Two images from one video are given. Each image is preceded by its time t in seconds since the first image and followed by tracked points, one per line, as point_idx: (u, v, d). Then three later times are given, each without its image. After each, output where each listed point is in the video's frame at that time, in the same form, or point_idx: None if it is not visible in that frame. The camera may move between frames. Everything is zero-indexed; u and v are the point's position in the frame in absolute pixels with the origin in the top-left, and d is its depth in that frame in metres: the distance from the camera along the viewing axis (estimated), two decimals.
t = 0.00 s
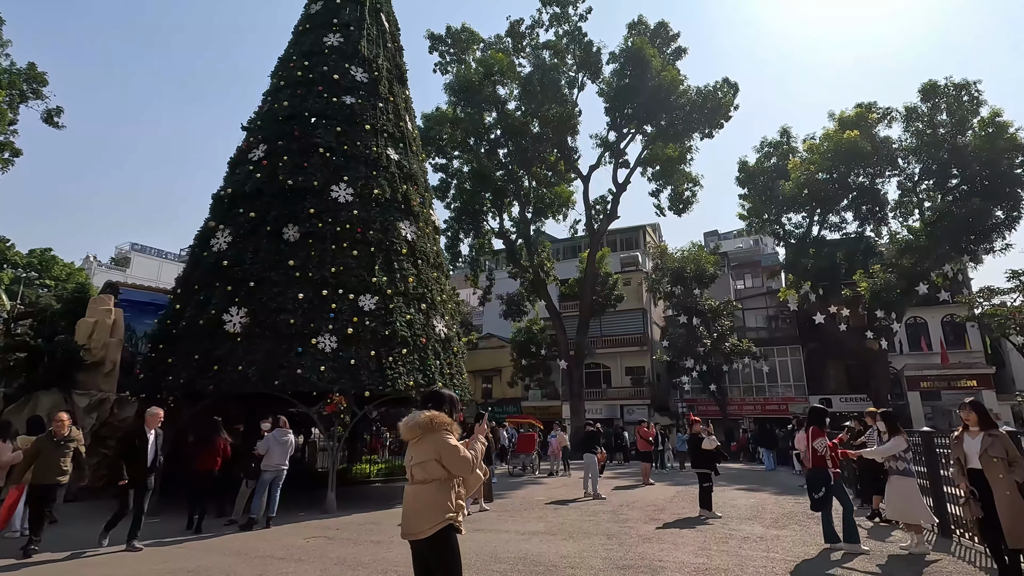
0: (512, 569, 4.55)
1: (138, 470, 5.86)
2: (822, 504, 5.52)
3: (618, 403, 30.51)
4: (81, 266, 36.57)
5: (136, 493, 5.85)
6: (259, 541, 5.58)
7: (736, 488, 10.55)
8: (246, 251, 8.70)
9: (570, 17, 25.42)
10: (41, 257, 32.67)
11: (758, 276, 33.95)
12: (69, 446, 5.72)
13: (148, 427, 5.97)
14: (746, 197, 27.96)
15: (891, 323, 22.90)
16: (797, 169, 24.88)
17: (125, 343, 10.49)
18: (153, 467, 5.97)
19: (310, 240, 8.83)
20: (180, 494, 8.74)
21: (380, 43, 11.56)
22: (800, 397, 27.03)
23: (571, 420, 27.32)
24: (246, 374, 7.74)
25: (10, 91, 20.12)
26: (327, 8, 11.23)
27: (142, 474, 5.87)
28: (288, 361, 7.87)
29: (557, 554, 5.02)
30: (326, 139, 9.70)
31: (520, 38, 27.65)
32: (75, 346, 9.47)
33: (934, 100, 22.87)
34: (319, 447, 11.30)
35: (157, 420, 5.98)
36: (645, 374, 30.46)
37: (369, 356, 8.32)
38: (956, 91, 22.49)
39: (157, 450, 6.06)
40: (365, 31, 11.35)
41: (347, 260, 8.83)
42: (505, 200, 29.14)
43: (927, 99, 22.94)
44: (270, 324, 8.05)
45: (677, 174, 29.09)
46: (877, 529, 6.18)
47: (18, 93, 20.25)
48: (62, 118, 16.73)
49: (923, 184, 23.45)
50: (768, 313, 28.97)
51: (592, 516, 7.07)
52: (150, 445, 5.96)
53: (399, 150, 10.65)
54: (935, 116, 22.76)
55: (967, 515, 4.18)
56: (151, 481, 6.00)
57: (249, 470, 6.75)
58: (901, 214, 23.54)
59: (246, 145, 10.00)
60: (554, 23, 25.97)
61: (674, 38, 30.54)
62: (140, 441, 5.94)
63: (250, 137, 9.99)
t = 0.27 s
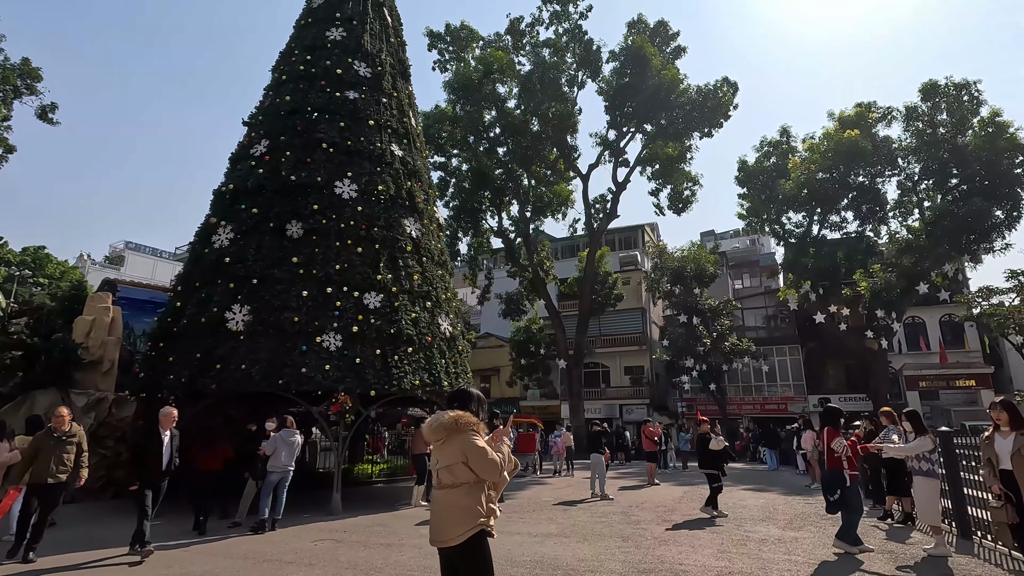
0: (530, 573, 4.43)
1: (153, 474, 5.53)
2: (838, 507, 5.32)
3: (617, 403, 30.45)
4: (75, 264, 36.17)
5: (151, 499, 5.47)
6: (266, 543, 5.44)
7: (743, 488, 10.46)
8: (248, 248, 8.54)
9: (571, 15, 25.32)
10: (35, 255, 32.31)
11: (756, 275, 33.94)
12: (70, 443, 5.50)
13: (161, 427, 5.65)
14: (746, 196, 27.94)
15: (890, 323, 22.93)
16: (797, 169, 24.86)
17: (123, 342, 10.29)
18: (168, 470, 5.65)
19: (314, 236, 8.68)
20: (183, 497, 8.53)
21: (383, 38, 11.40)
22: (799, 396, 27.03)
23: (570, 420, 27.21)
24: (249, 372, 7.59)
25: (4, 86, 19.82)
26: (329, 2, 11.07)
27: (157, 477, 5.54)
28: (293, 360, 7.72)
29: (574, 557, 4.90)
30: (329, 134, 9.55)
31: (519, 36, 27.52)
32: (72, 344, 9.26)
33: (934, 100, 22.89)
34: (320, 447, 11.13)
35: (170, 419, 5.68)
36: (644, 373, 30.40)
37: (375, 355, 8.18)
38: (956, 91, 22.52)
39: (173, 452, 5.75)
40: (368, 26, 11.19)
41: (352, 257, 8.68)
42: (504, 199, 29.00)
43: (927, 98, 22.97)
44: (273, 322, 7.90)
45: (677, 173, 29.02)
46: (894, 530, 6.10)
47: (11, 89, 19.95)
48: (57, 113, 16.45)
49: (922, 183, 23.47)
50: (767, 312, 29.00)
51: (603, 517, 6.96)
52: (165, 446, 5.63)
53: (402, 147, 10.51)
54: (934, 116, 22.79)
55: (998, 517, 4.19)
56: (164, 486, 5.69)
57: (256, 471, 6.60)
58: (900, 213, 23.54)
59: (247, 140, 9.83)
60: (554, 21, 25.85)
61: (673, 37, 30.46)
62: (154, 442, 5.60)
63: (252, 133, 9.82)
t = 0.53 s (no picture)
0: None
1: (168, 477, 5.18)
2: (850, 507, 5.08)
3: (616, 402, 30.36)
4: (67, 263, 35.70)
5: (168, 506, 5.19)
6: (274, 547, 5.29)
7: (749, 488, 10.37)
8: (249, 245, 8.38)
9: (570, 14, 25.23)
10: (27, 254, 31.90)
11: (754, 275, 33.95)
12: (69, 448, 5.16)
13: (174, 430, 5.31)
14: (744, 195, 27.92)
15: (889, 322, 22.96)
16: (797, 167, 24.84)
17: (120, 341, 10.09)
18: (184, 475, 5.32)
19: (316, 233, 8.52)
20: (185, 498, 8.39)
21: (385, 33, 11.25)
22: (798, 396, 27.04)
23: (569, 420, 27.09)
24: (252, 372, 7.43)
25: None
26: None
27: (174, 482, 5.18)
28: (296, 359, 7.56)
29: (591, 560, 4.78)
30: (332, 129, 9.38)
31: (518, 34, 27.40)
32: (68, 344, 9.05)
33: (932, 100, 22.94)
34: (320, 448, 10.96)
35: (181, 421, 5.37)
36: (643, 373, 30.35)
37: (379, 354, 8.03)
38: (954, 91, 22.57)
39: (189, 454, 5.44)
40: (370, 20, 11.03)
41: (355, 255, 8.52)
42: (502, 198, 28.86)
43: (926, 98, 23.02)
44: (276, 321, 7.74)
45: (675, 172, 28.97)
46: (910, 530, 6.00)
47: (4, 84, 19.64)
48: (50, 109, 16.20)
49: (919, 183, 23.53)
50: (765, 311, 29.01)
51: (614, 519, 6.85)
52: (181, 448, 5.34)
53: (405, 143, 10.36)
54: (933, 115, 22.84)
55: None
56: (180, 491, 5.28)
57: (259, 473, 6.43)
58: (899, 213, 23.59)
59: (247, 135, 9.65)
60: (553, 19, 25.76)
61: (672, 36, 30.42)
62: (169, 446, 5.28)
63: (252, 128, 9.64)
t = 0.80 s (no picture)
0: None
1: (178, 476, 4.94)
2: (863, 507, 4.92)
3: (610, 402, 30.31)
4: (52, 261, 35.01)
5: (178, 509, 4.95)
6: (277, 552, 5.12)
7: (751, 488, 10.30)
8: (246, 241, 8.16)
9: (565, 12, 25.12)
10: (11, 253, 31.21)
11: (746, 275, 34.07)
12: (65, 448, 4.91)
13: (185, 427, 5.06)
14: (738, 195, 27.97)
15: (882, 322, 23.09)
16: (791, 168, 24.90)
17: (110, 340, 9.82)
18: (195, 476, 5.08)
19: (315, 229, 8.32)
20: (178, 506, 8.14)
21: (383, 27, 11.05)
22: (791, 395, 27.13)
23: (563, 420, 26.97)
24: (249, 371, 7.22)
25: None
26: None
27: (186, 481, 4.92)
28: (294, 357, 7.37)
29: (606, 564, 4.65)
30: (330, 123, 9.19)
31: (513, 32, 27.24)
32: (56, 343, 8.80)
33: (925, 101, 23.10)
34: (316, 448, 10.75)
35: (192, 417, 5.06)
36: (637, 373, 30.33)
37: (380, 352, 7.85)
38: (947, 93, 22.74)
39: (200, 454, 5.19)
40: (368, 13, 10.82)
41: (354, 251, 8.33)
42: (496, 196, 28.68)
43: (918, 100, 23.17)
44: (274, 318, 7.54)
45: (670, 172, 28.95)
46: (922, 530, 5.93)
47: None
48: (35, 103, 15.83)
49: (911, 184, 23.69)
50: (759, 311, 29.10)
51: (621, 520, 6.73)
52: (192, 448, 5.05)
53: (404, 138, 10.18)
54: (925, 117, 22.99)
55: None
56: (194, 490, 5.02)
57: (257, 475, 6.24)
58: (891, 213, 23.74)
59: (243, 129, 9.41)
60: (549, 18, 25.63)
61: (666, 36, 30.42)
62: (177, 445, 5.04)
63: (248, 121, 9.41)
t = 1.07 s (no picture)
0: None
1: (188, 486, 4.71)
2: (867, 507, 4.92)
3: (593, 403, 30.41)
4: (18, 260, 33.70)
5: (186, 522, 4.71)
6: (275, 560, 4.98)
7: (740, 488, 10.39)
8: (233, 239, 7.92)
9: (551, 14, 25.15)
10: None
11: (726, 277, 34.52)
12: (62, 458, 4.61)
13: (193, 434, 4.81)
14: (720, 198, 28.32)
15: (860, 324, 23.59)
16: (772, 172, 25.30)
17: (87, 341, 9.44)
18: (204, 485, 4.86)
19: (305, 227, 8.11)
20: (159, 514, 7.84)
21: (373, 23, 10.87)
22: (771, 396, 27.54)
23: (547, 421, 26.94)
24: (238, 373, 6.99)
25: None
26: None
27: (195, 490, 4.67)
28: (285, 359, 7.16)
29: (614, 567, 4.61)
30: (320, 119, 8.99)
31: (498, 32, 27.17)
32: (30, 344, 8.41)
33: (900, 109, 23.69)
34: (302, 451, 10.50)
35: (201, 424, 4.82)
36: (620, 374, 30.48)
37: (373, 353, 7.69)
38: (921, 100, 23.35)
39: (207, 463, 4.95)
40: (357, 8, 10.63)
41: (345, 250, 8.15)
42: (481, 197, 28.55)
43: (894, 107, 23.75)
44: (263, 319, 7.33)
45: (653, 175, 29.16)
46: (916, 528, 6.01)
47: None
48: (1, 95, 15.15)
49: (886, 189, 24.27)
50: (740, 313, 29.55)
51: (619, 522, 6.71)
52: (200, 457, 4.82)
53: (395, 136, 10.03)
54: (901, 123, 23.57)
55: None
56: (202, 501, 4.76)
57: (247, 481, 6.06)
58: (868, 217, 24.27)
59: (228, 124, 9.14)
60: (535, 19, 25.63)
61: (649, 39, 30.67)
62: (185, 453, 4.80)
63: (233, 116, 9.15)
